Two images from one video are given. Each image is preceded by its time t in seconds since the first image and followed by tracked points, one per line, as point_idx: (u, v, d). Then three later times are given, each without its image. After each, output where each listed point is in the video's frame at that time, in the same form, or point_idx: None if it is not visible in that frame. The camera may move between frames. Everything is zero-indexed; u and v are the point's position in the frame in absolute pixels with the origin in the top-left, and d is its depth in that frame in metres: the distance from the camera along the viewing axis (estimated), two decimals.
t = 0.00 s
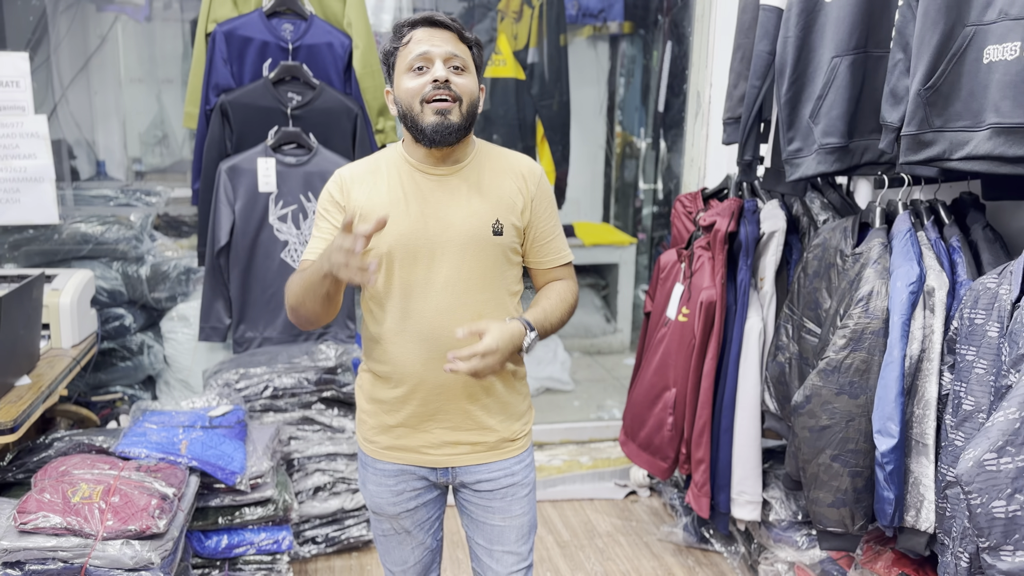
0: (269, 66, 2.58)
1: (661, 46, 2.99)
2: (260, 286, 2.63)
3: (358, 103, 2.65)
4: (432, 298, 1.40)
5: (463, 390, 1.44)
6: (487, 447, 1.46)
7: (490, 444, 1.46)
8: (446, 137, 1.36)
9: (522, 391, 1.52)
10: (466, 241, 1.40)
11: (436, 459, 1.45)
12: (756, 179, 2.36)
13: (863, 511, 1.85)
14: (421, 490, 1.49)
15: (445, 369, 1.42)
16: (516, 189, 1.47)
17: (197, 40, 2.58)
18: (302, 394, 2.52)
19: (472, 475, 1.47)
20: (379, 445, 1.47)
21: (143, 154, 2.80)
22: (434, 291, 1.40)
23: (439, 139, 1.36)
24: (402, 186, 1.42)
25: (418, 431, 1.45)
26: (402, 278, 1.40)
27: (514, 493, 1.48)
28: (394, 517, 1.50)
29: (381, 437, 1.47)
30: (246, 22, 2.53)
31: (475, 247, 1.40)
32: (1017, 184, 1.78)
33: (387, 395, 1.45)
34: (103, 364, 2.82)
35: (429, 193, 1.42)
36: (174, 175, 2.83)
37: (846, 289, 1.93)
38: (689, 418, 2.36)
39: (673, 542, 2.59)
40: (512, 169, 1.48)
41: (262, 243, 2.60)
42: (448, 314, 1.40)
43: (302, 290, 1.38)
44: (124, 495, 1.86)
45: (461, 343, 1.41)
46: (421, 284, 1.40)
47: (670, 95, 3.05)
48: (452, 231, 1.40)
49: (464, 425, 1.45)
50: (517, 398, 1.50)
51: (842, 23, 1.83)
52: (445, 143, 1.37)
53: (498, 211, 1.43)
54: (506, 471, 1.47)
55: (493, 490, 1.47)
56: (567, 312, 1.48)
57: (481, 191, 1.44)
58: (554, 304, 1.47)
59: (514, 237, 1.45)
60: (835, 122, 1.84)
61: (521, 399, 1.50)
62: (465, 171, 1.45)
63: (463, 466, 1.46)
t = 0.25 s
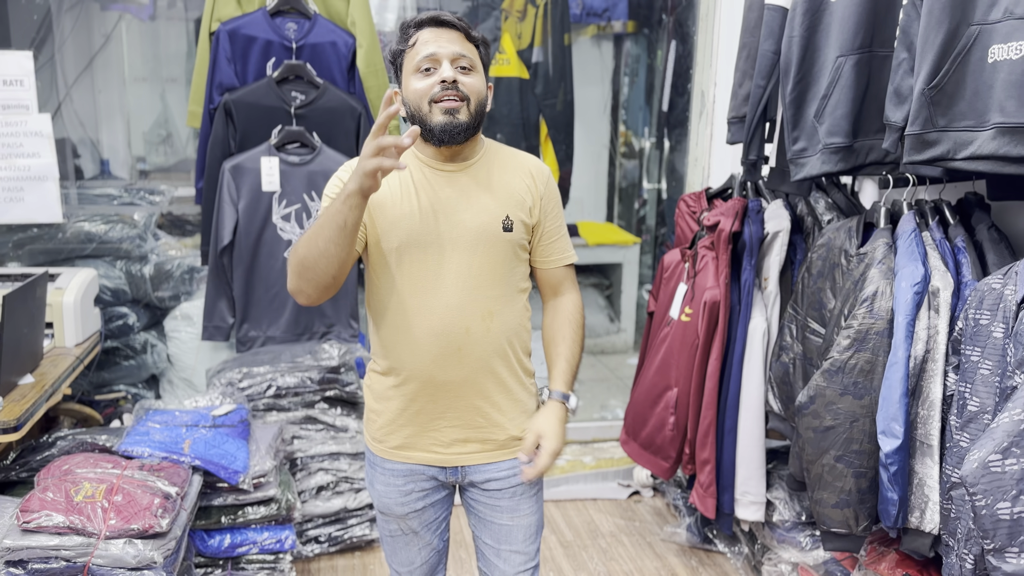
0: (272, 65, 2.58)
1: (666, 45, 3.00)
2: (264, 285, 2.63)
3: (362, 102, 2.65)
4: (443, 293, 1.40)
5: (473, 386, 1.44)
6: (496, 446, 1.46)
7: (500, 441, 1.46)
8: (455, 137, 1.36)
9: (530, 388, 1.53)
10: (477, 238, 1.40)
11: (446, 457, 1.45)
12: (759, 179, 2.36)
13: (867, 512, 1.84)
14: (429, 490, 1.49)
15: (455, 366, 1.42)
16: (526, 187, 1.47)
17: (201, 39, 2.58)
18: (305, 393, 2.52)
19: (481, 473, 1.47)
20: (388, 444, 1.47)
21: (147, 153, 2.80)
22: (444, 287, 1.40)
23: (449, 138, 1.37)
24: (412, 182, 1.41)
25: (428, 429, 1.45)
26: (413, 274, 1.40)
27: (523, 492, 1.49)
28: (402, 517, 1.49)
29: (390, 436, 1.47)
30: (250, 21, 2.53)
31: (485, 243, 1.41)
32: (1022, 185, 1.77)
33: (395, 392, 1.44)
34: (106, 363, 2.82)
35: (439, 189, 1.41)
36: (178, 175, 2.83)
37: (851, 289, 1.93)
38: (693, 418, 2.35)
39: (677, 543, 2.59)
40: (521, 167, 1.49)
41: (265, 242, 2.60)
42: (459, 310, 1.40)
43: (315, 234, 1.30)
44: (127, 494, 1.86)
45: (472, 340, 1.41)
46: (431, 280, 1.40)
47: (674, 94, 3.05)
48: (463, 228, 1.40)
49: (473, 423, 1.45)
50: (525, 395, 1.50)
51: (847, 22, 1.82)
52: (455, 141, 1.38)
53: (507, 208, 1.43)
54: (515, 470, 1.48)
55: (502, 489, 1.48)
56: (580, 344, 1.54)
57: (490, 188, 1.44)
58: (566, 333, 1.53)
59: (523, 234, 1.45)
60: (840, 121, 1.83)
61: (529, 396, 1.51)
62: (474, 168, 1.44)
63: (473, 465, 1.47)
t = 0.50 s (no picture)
0: (276, 64, 2.58)
1: (669, 45, 2.99)
2: (267, 284, 2.64)
3: (366, 101, 2.65)
4: (453, 295, 1.40)
5: (480, 387, 1.44)
6: (502, 446, 1.47)
7: (506, 441, 1.47)
8: (465, 151, 1.37)
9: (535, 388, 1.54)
10: (487, 240, 1.41)
11: (452, 457, 1.45)
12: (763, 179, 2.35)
13: (870, 513, 1.84)
14: (435, 490, 1.49)
15: (464, 367, 1.42)
16: (534, 191, 1.48)
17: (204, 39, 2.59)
18: (308, 392, 2.52)
19: (488, 473, 1.47)
20: (394, 444, 1.47)
21: (150, 153, 2.81)
22: (453, 288, 1.40)
23: (458, 155, 1.38)
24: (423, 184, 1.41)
25: (435, 430, 1.45)
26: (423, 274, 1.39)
27: (528, 491, 1.49)
28: (408, 517, 1.49)
29: (396, 437, 1.46)
30: (254, 21, 2.54)
31: (495, 245, 1.41)
32: None
33: (402, 392, 1.44)
34: (110, 362, 2.83)
35: (449, 191, 1.42)
36: (182, 174, 2.84)
37: (854, 290, 1.92)
38: (696, 418, 2.35)
39: (680, 543, 2.59)
40: (529, 171, 1.50)
41: (269, 242, 2.60)
42: (467, 312, 1.40)
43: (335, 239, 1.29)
44: (131, 492, 1.86)
45: (481, 341, 1.42)
46: (441, 281, 1.40)
47: (677, 94, 3.03)
48: (473, 230, 1.40)
49: (480, 423, 1.45)
50: (530, 395, 1.51)
51: (850, 22, 1.82)
52: (464, 157, 1.39)
53: (517, 211, 1.44)
54: (521, 469, 1.49)
55: (508, 489, 1.48)
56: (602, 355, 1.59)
57: (500, 191, 1.44)
58: (587, 345, 1.58)
59: (531, 236, 1.46)
60: (843, 121, 1.83)
61: (534, 398, 1.52)
62: (483, 171, 1.45)
63: (478, 466, 1.47)
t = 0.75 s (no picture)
0: (280, 64, 2.59)
1: (672, 45, 3.00)
2: (270, 284, 2.64)
3: (369, 101, 2.65)
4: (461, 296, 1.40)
5: (487, 387, 1.44)
6: (508, 445, 1.47)
7: (511, 441, 1.47)
8: (471, 148, 1.37)
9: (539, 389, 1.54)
10: (495, 241, 1.41)
11: (458, 457, 1.46)
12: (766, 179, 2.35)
13: (873, 513, 1.84)
14: (439, 490, 1.49)
15: (471, 367, 1.42)
16: (540, 192, 1.49)
17: (208, 38, 2.59)
18: (311, 391, 2.52)
19: (492, 473, 1.48)
20: (400, 444, 1.47)
21: (154, 153, 2.82)
22: (462, 289, 1.40)
23: (463, 150, 1.38)
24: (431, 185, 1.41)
25: (442, 430, 1.45)
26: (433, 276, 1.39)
27: (532, 490, 1.50)
28: (412, 517, 1.49)
29: (402, 437, 1.47)
30: (257, 21, 2.54)
31: (502, 247, 1.42)
32: None
33: (408, 392, 1.44)
34: (114, 361, 2.83)
35: (457, 192, 1.42)
36: (185, 174, 2.84)
37: (857, 290, 1.92)
38: (700, 418, 2.35)
39: (682, 542, 2.59)
40: (535, 172, 1.50)
41: (272, 241, 2.61)
42: (475, 312, 1.41)
43: (352, 285, 1.29)
44: (134, 491, 1.87)
45: (489, 342, 1.42)
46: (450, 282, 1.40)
47: (680, 94, 3.04)
48: (481, 232, 1.40)
49: (486, 423, 1.46)
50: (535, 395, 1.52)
51: (853, 22, 1.82)
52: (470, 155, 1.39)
53: (524, 213, 1.45)
54: (525, 467, 1.49)
55: (512, 488, 1.49)
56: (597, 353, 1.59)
57: (507, 191, 1.45)
58: (583, 343, 1.58)
59: (537, 237, 1.47)
60: (846, 121, 1.83)
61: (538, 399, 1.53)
62: (490, 171, 1.45)
63: (484, 465, 1.47)
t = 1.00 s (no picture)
0: (282, 64, 2.59)
1: (675, 45, 2.99)
2: (273, 283, 2.64)
3: (371, 101, 2.65)
4: (462, 295, 1.40)
5: (490, 387, 1.44)
6: (511, 446, 1.47)
7: (514, 441, 1.47)
8: (469, 142, 1.37)
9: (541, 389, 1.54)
10: (496, 240, 1.41)
11: (461, 458, 1.46)
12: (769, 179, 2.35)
13: (876, 513, 1.83)
14: (443, 491, 1.49)
15: (473, 367, 1.42)
16: (541, 191, 1.49)
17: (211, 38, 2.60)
18: (314, 390, 2.52)
19: (496, 474, 1.48)
20: (402, 445, 1.47)
21: (157, 152, 2.82)
22: (463, 288, 1.40)
23: (462, 146, 1.38)
24: (431, 184, 1.42)
25: (445, 430, 1.45)
26: (434, 275, 1.40)
27: (535, 491, 1.50)
28: (415, 519, 1.49)
29: (404, 438, 1.46)
30: (260, 21, 2.54)
31: (503, 246, 1.42)
32: None
33: (410, 392, 1.44)
34: (117, 360, 2.84)
35: (457, 191, 1.42)
36: (188, 174, 2.84)
37: (860, 290, 1.92)
38: (702, 419, 2.35)
39: (684, 543, 2.59)
40: (535, 171, 1.50)
41: (275, 241, 2.61)
42: (476, 311, 1.41)
43: (349, 235, 1.30)
44: (136, 490, 1.87)
45: (491, 341, 1.42)
46: (451, 281, 1.40)
47: (683, 94, 3.04)
48: (482, 230, 1.41)
49: (489, 423, 1.46)
50: (537, 395, 1.52)
51: (857, 22, 1.82)
52: (468, 147, 1.39)
53: (525, 211, 1.45)
54: (529, 468, 1.49)
55: (515, 488, 1.49)
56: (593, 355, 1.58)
57: (506, 190, 1.45)
58: (580, 344, 1.57)
59: (539, 236, 1.47)
60: (849, 121, 1.83)
61: (541, 399, 1.53)
62: (489, 171, 1.45)
63: (487, 466, 1.47)
